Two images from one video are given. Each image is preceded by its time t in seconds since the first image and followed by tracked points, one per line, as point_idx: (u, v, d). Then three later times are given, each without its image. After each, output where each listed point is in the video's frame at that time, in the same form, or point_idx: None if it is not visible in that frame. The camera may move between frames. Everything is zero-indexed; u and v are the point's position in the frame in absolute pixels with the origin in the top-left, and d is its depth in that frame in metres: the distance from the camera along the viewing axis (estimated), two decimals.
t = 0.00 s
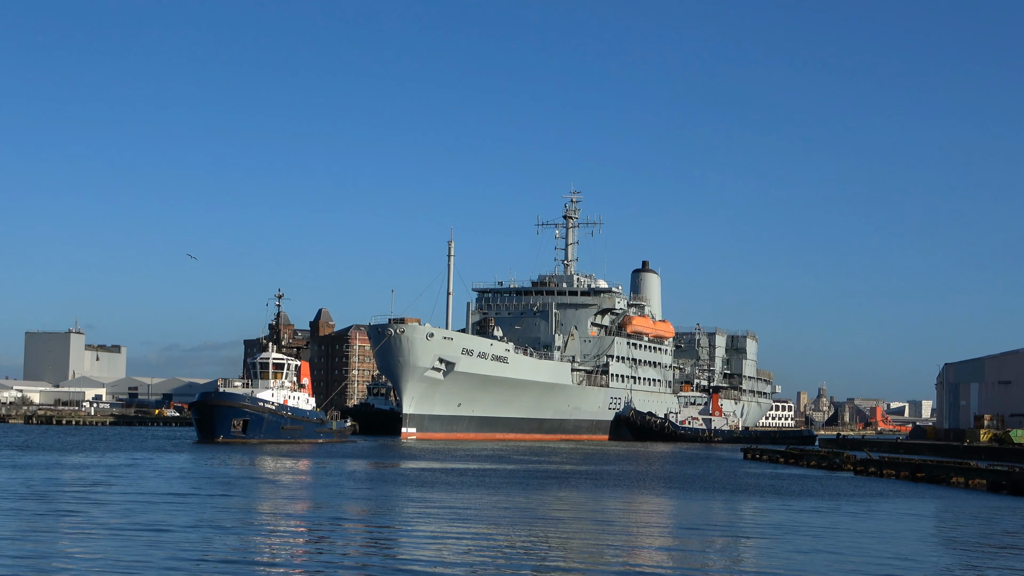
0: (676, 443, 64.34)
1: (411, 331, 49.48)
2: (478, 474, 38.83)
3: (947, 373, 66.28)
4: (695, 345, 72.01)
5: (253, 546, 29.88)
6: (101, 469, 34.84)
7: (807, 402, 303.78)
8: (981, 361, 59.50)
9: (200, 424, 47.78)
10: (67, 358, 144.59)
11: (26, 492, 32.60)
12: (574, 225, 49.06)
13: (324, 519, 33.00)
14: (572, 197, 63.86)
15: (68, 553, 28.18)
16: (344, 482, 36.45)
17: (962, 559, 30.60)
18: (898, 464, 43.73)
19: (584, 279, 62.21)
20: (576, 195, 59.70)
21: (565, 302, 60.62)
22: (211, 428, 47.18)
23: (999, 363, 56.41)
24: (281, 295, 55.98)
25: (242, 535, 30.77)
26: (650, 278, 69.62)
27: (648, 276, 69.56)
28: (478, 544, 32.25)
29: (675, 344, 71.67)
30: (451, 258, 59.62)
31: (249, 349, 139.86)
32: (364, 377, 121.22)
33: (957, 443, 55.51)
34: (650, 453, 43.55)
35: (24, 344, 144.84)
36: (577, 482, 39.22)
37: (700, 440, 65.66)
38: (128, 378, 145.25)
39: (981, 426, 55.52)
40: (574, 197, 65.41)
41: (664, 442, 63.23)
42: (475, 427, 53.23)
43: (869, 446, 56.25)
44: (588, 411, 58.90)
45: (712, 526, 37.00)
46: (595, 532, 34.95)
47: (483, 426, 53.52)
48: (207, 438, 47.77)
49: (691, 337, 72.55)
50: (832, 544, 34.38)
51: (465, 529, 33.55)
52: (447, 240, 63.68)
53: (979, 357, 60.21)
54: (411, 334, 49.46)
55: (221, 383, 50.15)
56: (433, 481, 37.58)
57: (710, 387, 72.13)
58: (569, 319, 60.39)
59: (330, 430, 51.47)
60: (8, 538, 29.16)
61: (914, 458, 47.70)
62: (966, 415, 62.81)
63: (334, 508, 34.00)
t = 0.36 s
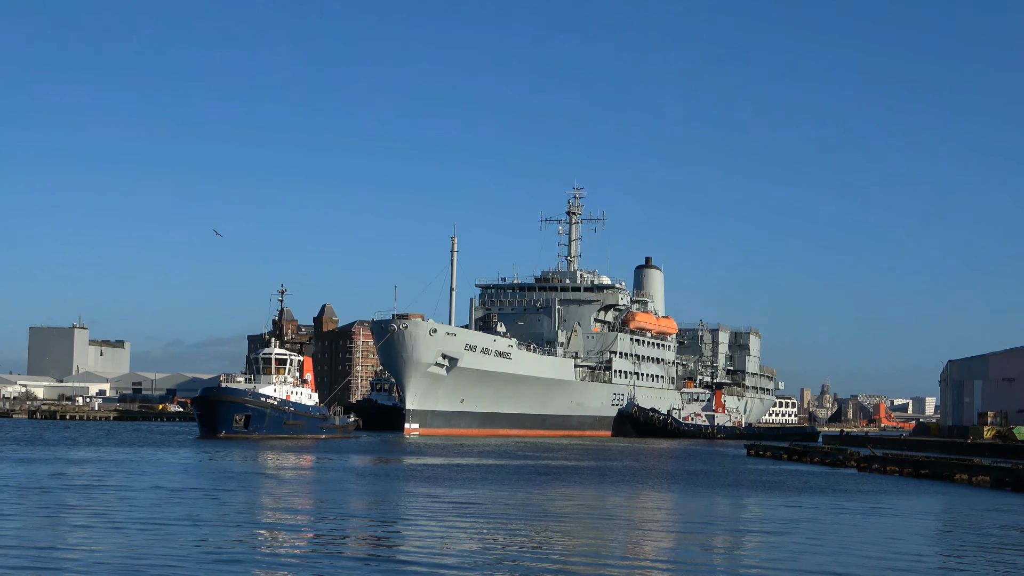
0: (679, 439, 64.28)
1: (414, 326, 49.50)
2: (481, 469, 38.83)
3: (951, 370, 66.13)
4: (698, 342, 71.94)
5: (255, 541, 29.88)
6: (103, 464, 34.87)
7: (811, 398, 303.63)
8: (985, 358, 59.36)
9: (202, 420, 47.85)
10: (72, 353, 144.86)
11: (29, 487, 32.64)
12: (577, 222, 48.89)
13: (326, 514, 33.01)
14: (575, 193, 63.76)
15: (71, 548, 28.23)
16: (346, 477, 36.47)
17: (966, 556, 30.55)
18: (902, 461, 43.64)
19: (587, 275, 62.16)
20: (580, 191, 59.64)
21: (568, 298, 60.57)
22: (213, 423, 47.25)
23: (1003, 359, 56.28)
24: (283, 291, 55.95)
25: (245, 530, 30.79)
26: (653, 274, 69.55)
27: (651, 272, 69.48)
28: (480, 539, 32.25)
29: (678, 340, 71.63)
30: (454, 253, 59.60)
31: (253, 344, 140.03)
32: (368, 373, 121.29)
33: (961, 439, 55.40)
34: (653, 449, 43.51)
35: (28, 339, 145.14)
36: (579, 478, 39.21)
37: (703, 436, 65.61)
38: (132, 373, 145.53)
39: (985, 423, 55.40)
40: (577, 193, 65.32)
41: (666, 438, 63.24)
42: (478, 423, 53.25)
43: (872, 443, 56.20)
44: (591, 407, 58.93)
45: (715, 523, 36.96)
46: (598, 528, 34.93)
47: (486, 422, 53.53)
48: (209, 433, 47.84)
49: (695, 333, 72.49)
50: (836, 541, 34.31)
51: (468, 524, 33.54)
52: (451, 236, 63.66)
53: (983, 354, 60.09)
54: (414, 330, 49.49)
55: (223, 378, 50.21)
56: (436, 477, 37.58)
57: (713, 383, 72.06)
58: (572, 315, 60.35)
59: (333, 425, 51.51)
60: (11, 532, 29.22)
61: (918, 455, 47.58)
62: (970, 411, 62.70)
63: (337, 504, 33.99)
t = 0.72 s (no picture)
0: (685, 435, 64.25)
1: (420, 322, 49.51)
2: (486, 464, 38.85)
3: (957, 367, 66.04)
4: (703, 338, 71.89)
5: (262, 536, 29.94)
6: (109, 458, 34.90)
7: (818, 394, 303.38)
8: (992, 355, 59.26)
9: (207, 414, 47.94)
10: (78, 348, 145.23)
11: (34, 481, 32.68)
12: (583, 217, 48.80)
13: (333, 508, 33.09)
14: (581, 188, 63.67)
15: (78, 541, 28.31)
16: (352, 472, 36.52)
17: (971, 553, 30.52)
18: (908, 458, 43.58)
19: (593, 271, 62.11)
20: (586, 186, 59.55)
21: (574, 293, 60.53)
22: (218, 418, 47.34)
23: (1009, 356, 56.17)
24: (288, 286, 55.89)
25: (251, 524, 30.88)
26: (659, 270, 69.48)
27: (657, 268, 69.42)
28: (485, 535, 32.30)
29: (684, 336, 71.60)
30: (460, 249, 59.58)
31: (259, 339, 140.23)
32: (374, 368, 121.36)
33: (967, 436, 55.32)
34: (658, 445, 43.45)
35: (35, 334, 145.45)
36: (585, 473, 39.22)
37: (709, 432, 65.57)
38: (139, 367, 145.74)
39: (991, 420, 55.33)
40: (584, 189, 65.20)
41: (672, 434, 63.17)
42: (484, 418, 53.28)
43: (878, 439, 56.11)
44: (596, 403, 58.94)
45: (720, 519, 36.90)
46: (603, 524, 34.98)
47: (491, 418, 53.56)
48: (214, 428, 47.94)
49: (700, 329, 72.42)
50: (842, 537, 34.22)
51: (473, 520, 33.57)
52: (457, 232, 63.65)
53: (989, 351, 59.97)
54: (420, 325, 49.51)
55: (228, 372, 50.27)
56: (441, 472, 37.62)
57: (718, 379, 72.01)
58: (578, 311, 60.31)
59: (338, 421, 51.54)
60: (19, 526, 29.32)
61: (923, 452, 47.52)
62: (976, 408, 62.64)
63: (342, 499, 34.01)
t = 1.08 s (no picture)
0: (695, 430, 64.17)
1: (430, 317, 49.54)
2: (496, 459, 38.87)
3: (968, 362, 65.77)
4: (713, 333, 71.79)
5: (271, 530, 30.01)
6: (119, 453, 34.98)
7: (828, 389, 302.78)
8: (1003, 350, 58.99)
9: (217, 409, 48.07)
10: (90, 343, 145.76)
11: (45, 476, 32.78)
12: (593, 212, 48.69)
13: (343, 503, 33.17)
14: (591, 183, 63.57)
15: (89, 535, 28.44)
16: (362, 467, 36.58)
17: (981, 549, 30.41)
18: (918, 453, 43.44)
19: (603, 266, 62.02)
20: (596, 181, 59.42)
21: (584, 288, 60.47)
22: (228, 413, 47.47)
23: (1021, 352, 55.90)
24: (298, 281, 55.98)
25: (260, 519, 30.95)
26: (669, 265, 69.36)
27: (667, 263, 69.30)
28: (495, 529, 32.33)
29: (694, 331, 71.49)
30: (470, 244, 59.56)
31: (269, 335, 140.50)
32: (384, 363, 121.48)
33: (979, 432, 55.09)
34: (667, 440, 43.42)
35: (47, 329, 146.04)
36: (595, 468, 39.21)
37: (719, 428, 65.47)
38: (150, 362, 146.16)
39: (1002, 416, 55.09)
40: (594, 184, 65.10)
41: (682, 429, 63.09)
42: (494, 413, 53.31)
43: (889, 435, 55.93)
44: (606, 398, 58.91)
45: (730, 516, 36.79)
46: (612, 519, 34.97)
47: (502, 413, 53.59)
48: (224, 423, 48.09)
49: (710, 325, 72.30)
50: (852, 533, 34.10)
51: (483, 514, 33.60)
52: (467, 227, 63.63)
53: (1001, 347, 59.69)
54: (430, 320, 49.53)
55: (239, 367, 50.39)
56: (451, 466, 37.65)
57: (729, 374, 71.89)
58: (588, 306, 60.25)
59: (348, 415, 51.62)
60: (30, 521, 29.47)
61: (934, 447, 47.35)
62: (987, 404, 62.40)
63: (352, 494, 34.03)
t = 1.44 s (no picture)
0: (706, 427, 64.09)
1: (441, 312, 49.51)
2: (508, 455, 38.83)
3: (981, 360, 65.46)
4: (725, 330, 71.64)
5: (283, 525, 30.03)
6: (131, 447, 35.03)
7: (840, 386, 301.59)
8: (1016, 347, 58.68)
9: (228, 403, 48.17)
10: (102, 337, 146.23)
11: (56, 471, 32.85)
12: (605, 207, 48.55)
13: (354, 498, 33.17)
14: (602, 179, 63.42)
15: (101, 529, 28.52)
16: (374, 462, 36.61)
17: (993, 547, 30.24)
18: (931, 451, 43.25)
19: (615, 262, 61.90)
20: (608, 177, 59.28)
21: (595, 284, 60.33)
22: (238, 407, 47.55)
23: None
24: (309, 275, 56.00)
25: (272, 513, 31.02)
26: (681, 262, 69.20)
27: (679, 259, 69.14)
28: (506, 525, 32.31)
29: (705, 328, 71.34)
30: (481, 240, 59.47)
31: (282, 330, 140.71)
32: (396, 358, 121.53)
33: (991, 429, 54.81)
34: (680, 436, 43.27)
35: (60, 323, 146.52)
36: (606, 464, 39.13)
37: (730, 424, 65.34)
38: (163, 357, 146.53)
39: (1015, 413, 54.79)
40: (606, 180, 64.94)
41: (693, 425, 62.99)
42: (506, 409, 53.30)
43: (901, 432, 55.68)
44: (618, 394, 58.85)
45: (742, 514, 36.67)
46: (623, 516, 34.93)
47: (513, 409, 53.59)
48: (234, 418, 48.21)
49: (722, 321, 72.14)
50: (864, 531, 33.95)
51: (494, 510, 33.60)
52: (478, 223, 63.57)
53: (1014, 344, 59.37)
54: (441, 315, 49.52)
55: (250, 361, 50.45)
56: (463, 462, 37.63)
57: (740, 371, 71.74)
58: (600, 302, 60.15)
59: (359, 410, 51.65)
60: (43, 515, 29.55)
61: (947, 444, 47.15)
62: (1000, 402, 62.10)
63: (364, 489, 34.06)
